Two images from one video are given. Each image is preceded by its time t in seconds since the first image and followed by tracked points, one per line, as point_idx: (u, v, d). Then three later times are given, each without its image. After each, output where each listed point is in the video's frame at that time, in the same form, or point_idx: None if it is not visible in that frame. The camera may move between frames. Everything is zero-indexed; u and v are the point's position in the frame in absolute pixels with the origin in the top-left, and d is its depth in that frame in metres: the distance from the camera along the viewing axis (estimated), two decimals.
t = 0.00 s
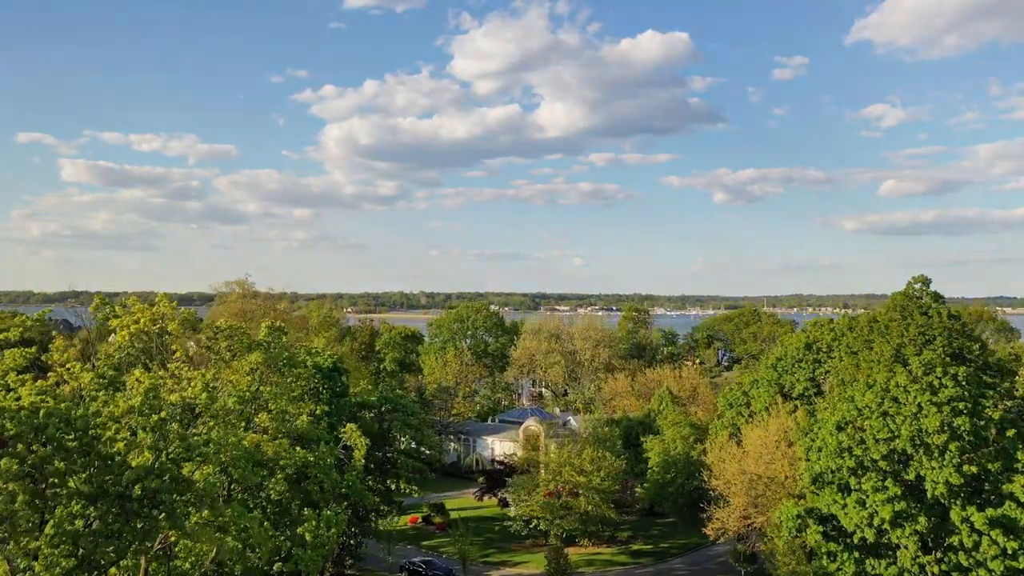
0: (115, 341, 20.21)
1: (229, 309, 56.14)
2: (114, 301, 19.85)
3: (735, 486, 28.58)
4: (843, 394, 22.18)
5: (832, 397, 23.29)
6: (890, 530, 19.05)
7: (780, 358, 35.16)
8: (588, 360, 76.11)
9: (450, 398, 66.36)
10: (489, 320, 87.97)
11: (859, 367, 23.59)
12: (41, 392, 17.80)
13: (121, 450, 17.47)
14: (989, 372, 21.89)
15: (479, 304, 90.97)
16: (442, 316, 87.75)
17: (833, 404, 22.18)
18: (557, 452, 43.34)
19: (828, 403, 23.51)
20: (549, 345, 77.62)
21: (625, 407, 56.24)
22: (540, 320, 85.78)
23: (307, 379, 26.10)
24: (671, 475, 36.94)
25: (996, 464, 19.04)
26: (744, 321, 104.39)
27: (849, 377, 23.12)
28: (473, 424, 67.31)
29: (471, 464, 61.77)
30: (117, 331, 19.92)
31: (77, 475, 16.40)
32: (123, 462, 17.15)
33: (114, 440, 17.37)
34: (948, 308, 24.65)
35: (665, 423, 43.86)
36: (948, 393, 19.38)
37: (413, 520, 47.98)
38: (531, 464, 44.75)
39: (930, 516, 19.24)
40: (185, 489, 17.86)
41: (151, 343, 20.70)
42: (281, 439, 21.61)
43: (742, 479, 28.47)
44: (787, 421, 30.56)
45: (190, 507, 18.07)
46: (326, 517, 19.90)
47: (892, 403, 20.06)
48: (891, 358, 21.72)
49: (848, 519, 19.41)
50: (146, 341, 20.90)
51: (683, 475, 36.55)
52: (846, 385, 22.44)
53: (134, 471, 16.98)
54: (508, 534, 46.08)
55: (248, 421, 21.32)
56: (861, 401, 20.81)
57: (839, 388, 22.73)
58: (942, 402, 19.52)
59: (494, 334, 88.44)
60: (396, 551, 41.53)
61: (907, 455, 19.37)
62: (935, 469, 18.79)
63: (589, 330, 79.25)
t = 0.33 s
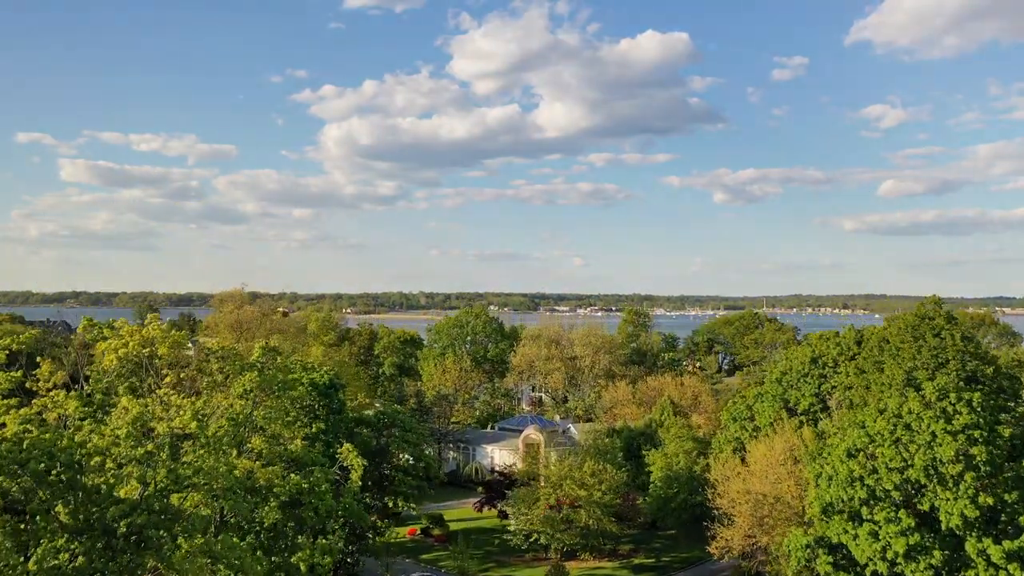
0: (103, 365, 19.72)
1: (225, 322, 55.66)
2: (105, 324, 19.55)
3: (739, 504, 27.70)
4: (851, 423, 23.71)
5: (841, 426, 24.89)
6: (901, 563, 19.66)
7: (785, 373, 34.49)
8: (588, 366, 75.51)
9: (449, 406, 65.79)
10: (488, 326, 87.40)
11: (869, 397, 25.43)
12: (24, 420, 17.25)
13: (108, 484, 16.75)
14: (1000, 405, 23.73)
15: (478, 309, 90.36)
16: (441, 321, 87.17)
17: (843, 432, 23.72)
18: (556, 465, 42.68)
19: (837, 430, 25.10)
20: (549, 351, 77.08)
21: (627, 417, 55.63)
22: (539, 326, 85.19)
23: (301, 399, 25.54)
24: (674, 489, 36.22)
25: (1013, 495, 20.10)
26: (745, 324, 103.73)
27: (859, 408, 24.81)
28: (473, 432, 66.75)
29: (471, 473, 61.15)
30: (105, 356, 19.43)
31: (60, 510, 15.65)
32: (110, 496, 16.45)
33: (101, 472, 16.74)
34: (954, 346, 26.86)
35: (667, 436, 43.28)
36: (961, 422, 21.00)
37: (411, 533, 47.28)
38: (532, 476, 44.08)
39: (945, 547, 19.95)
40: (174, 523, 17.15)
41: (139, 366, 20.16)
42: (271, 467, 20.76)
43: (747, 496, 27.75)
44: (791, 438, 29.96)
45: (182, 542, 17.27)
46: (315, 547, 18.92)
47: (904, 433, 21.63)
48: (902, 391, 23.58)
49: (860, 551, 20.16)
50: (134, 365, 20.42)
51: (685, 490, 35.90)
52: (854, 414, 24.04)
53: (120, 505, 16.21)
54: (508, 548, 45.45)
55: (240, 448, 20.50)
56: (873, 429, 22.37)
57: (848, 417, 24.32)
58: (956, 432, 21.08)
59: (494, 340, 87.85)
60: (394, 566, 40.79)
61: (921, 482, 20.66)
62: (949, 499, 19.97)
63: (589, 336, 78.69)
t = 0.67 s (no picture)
0: (91, 393, 19.09)
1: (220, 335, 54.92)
2: (92, 350, 18.96)
3: (744, 526, 26.77)
4: (862, 452, 24.06)
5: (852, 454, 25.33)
6: None
7: (790, 389, 33.89)
8: (588, 373, 74.81)
9: (448, 415, 65.02)
10: (487, 331, 86.68)
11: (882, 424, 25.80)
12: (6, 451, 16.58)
13: (94, 518, 15.79)
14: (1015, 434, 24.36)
15: (477, 315, 89.62)
16: (441, 327, 86.51)
17: (854, 462, 24.03)
18: (557, 480, 41.98)
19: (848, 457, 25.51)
20: (549, 358, 76.42)
21: (628, 428, 54.96)
22: (539, 332, 84.44)
23: (295, 422, 24.86)
24: (677, 506, 35.45)
25: None
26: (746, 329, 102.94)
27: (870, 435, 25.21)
28: (472, 441, 66.03)
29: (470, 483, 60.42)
30: (93, 384, 18.81)
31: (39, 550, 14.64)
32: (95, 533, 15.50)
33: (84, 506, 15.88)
34: (968, 374, 27.13)
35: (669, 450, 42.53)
36: (978, 456, 21.71)
37: (410, 546, 46.56)
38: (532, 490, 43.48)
39: None
40: (159, 563, 16.02)
41: (128, 394, 19.52)
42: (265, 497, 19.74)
43: (752, 517, 26.86)
44: (797, 459, 29.19)
45: None
46: None
47: (919, 466, 22.10)
48: (914, 420, 24.13)
49: None
50: (123, 392, 19.82)
51: (688, 507, 35.22)
52: (866, 442, 24.41)
53: (102, 544, 14.99)
54: (508, 562, 44.74)
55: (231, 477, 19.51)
56: (887, 460, 22.71)
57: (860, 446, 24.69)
58: (973, 465, 21.80)
59: (494, 346, 87.19)
60: None
61: (935, 516, 21.20)
62: (966, 536, 20.50)
63: (589, 342, 77.99)
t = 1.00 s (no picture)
0: (78, 423, 18.52)
1: (218, 345, 54.08)
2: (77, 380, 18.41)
3: (750, 549, 26.13)
4: (876, 481, 24.23)
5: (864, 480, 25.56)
6: None
7: (797, 405, 33.19)
8: (589, 380, 74.21)
9: (448, 423, 64.24)
10: (486, 337, 85.95)
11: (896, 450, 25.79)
12: None
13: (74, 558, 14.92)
14: None
15: (476, 320, 88.85)
16: (439, 333, 85.76)
17: (866, 491, 24.20)
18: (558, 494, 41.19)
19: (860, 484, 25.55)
20: (549, 364, 75.66)
21: (630, 438, 54.26)
22: (538, 338, 83.73)
23: (288, 446, 24.08)
24: (682, 524, 34.69)
25: None
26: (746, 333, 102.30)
27: (881, 464, 25.19)
28: (472, 449, 65.35)
29: (470, 494, 59.57)
30: (78, 415, 18.22)
31: None
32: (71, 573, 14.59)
33: (70, 545, 15.21)
34: (983, 401, 26.20)
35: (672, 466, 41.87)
36: (996, 492, 21.77)
37: (409, 560, 45.64)
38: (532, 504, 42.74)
39: None
40: None
41: (116, 424, 18.91)
42: (256, 531, 18.82)
43: (760, 541, 26.12)
44: (804, 481, 28.39)
45: None
46: None
47: (937, 503, 22.24)
48: (928, 449, 24.18)
49: None
50: (109, 421, 19.17)
51: (692, 525, 34.49)
52: (880, 471, 24.57)
53: None
54: None
55: (221, 510, 18.70)
56: (902, 493, 22.95)
57: (871, 476, 24.86)
58: (991, 499, 21.93)
59: (493, 352, 86.50)
60: None
61: (952, 553, 21.51)
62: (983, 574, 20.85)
63: (590, 349, 77.29)
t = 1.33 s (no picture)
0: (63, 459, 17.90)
1: (214, 356, 53.59)
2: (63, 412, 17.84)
3: None
4: (890, 515, 23.73)
5: (876, 510, 25.15)
6: None
7: (802, 423, 32.65)
8: (589, 387, 73.66)
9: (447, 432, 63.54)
10: (485, 343, 85.32)
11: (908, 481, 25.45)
12: None
13: None
14: None
15: (475, 326, 88.20)
16: (438, 339, 85.12)
17: (880, 523, 23.75)
18: (559, 511, 40.26)
19: (872, 514, 25.03)
20: (549, 371, 74.99)
21: (631, 449, 53.60)
22: (538, 344, 83.21)
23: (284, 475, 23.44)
24: (685, 542, 33.95)
25: None
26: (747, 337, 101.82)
27: (896, 494, 24.92)
28: (471, 458, 64.66)
29: (469, 503, 58.73)
30: (63, 450, 17.62)
31: None
32: None
33: None
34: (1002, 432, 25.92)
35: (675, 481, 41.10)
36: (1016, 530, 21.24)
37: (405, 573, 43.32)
38: (533, 520, 42.08)
39: None
40: None
41: (104, 457, 18.32)
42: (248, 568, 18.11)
43: (768, 569, 25.48)
44: (812, 504, 27.74)
45: None
46: None
47: (955, 539, 21.78)
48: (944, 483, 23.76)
49: None
50: (94, 453, 18.55)
51: (696, 543, 33.78)
52: (894, 504, 24.11)
53: None
54: None
55: (216, 544, 18.04)
56: (918, 529, 22.44)
57: (885, 508, 24.40)
58: (1010, 536, 21.40)
59: (492, 359, 85.90)
60: None
61: None
62: None
63: (590, 355, 76.73)
